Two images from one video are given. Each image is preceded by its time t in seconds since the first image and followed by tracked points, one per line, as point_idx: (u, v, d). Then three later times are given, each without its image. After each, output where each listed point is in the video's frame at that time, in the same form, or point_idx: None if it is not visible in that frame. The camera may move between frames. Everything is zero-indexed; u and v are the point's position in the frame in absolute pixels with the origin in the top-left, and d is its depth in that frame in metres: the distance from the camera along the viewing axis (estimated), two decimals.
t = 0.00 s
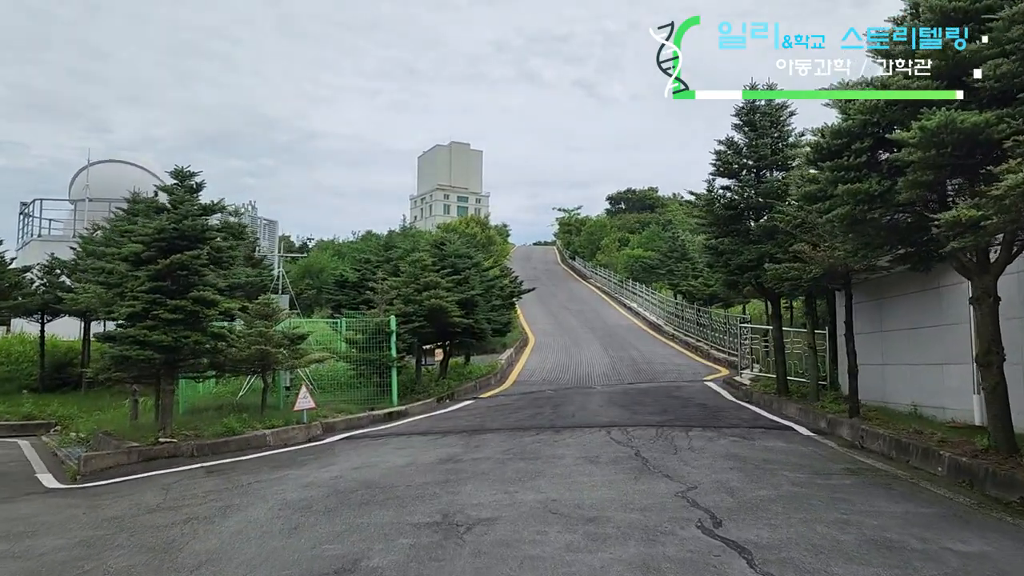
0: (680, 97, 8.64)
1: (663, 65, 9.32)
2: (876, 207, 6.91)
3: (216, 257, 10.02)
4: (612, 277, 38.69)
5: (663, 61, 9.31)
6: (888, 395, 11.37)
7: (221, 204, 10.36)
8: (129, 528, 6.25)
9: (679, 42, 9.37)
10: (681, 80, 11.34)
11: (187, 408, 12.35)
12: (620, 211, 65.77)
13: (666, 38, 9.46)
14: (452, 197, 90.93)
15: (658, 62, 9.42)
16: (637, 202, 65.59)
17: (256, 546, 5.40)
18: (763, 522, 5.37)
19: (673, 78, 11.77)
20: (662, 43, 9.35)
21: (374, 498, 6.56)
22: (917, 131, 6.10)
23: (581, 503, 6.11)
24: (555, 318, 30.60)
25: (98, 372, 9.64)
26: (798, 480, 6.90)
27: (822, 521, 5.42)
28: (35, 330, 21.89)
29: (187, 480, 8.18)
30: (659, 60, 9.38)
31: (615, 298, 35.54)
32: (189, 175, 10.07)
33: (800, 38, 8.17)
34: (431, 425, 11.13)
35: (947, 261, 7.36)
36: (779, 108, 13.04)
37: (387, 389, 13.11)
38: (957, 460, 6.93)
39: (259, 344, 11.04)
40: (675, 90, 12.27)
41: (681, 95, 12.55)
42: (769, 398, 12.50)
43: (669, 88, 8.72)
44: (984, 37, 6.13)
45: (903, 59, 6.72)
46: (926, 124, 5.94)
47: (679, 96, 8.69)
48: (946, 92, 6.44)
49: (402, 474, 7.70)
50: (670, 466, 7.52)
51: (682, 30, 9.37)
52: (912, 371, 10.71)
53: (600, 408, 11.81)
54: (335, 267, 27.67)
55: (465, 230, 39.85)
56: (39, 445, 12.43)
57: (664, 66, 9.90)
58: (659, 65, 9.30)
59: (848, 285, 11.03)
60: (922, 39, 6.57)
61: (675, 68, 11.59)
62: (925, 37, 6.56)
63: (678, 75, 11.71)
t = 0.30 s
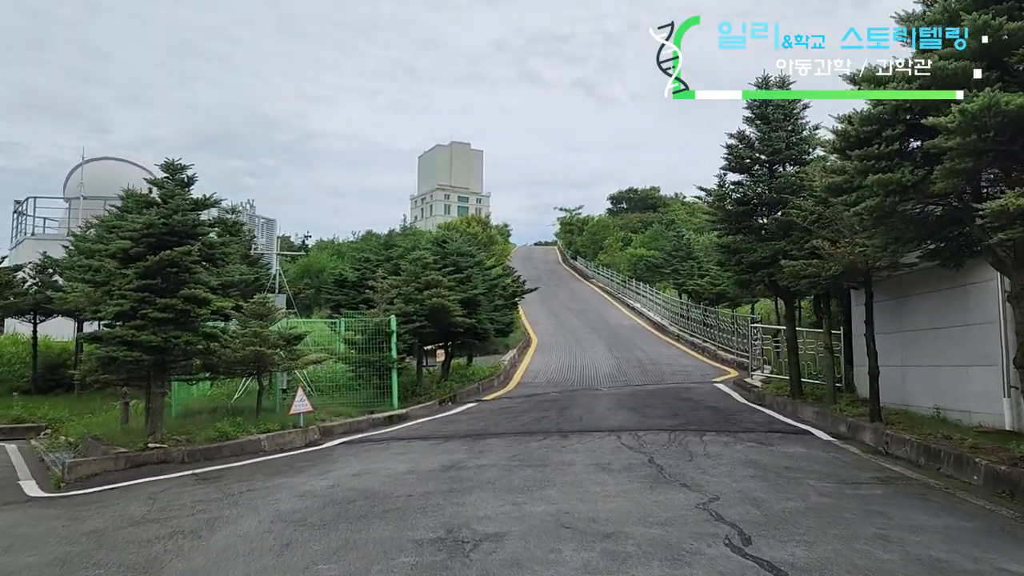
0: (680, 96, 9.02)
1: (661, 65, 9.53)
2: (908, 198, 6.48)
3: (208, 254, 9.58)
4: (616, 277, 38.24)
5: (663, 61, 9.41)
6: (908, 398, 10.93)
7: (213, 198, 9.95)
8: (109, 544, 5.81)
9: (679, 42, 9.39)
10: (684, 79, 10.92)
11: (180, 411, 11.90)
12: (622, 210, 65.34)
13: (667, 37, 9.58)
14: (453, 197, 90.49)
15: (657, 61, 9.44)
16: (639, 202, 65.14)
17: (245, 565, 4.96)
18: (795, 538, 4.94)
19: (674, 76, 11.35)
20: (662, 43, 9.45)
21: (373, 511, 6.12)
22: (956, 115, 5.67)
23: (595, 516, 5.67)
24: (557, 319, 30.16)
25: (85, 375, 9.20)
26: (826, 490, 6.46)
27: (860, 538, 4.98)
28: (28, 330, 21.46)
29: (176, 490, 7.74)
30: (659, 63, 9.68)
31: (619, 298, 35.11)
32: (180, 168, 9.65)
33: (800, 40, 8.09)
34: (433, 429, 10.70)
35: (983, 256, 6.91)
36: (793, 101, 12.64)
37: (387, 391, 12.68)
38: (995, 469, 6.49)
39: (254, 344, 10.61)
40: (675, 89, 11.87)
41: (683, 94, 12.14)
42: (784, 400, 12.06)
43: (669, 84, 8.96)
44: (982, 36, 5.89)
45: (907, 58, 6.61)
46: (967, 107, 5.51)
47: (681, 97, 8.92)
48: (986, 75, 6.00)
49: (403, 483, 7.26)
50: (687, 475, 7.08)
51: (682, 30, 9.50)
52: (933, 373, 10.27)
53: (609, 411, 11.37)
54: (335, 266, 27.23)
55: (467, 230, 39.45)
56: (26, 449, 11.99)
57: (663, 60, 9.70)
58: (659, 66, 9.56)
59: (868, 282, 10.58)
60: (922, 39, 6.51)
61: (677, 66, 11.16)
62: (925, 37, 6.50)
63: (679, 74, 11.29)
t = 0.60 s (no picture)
0: (681, 96, 8.82)
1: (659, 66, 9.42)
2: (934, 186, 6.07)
3: (193, 249, 9.16)
4: (618, 277, 37.84)
5: (663, 61, 9.31)
6: (924, 399, 10.51)
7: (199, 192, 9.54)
8: (78, 557, 5.40)
9: (679, 41, 9.29)
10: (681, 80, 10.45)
11: (168, 413, 11.51)
12: (624, 210, 64.93)
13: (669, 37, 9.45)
14: (453, 198, 90.10)
15: (658, 61, 9.34)
16: (640, 201, 64.73)
17: None
18: (818, 553, 4.54)
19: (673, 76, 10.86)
20: (662, 43, 9.35)
21: (362, 522, 5.72)
22: (987, 96, 5.26)
23: (599, 527, 5.27)
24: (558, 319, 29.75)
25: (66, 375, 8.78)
26: (845, 498, 6.05)
27: (888, 552, 4.58)
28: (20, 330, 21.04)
29: (157, 496, 7.33)
30: (658, 62, 9.44)
31: (621, 298, 34.70)
32: (165, 160, 9.26)
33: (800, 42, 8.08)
34: (430, 432, 10.29)
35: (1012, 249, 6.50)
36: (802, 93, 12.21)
37: (383, 393, 12.27)
38: None
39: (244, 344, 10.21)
40: (675, 89, 11.48)
41: (683, 94, 11.76)
42: (794, 402, 11.64)
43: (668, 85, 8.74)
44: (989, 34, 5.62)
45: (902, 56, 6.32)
46: (999, 87, 5.10)
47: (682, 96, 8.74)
48: (1019, 53, 5.59)
49: (395, 490, 6.86)
50: (696, 481, 6.67)
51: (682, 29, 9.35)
52: (950, 373, 9.85)
53: (612, 413, 10.96)
54: (332, 265, 26.82)
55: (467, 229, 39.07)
56: (9, 452, 11.60)
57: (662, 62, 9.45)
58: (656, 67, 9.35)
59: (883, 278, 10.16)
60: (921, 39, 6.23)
61: (675, 66, 10.63)
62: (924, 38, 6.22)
63: (678, 74, 10.84)
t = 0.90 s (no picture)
0: (680, 96, 8.75)
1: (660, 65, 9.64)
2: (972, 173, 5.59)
3: (178, 243, 8.69)
4: (621, 276, 37.38)
5: (663, 61, 9.61)
6: (945, 402, 10.03)
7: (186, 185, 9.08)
8: None
9: (679, 42, 9.62)
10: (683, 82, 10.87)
11: (156, 415, 11.05)
12: (626, 209, 64.47)
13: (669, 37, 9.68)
14: (455, 197, 89.66)
15: (658, 62, 9.64)
16: (643, 200, 64.26)
17: None
18: None
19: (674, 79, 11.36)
20: (662, 43, 9.65)
21: (352, 537, 5.26)
22: None
23: (612, 544, 4.81)
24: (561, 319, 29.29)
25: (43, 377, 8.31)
26: (875, 510, 5.59)
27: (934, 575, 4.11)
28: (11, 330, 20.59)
29: (135, 506, 6.86)
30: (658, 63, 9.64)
31: (624, 297, 34.26)
32: (149, 151, 8.80)
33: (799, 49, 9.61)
34: (428, 436, 9.83)
35: None
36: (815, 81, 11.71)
37: (380, 394, 11.82)
38: None
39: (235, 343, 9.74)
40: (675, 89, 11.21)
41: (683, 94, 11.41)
42: (808, 404, 11.16)
43: (667, 84, 8.86)
44: (982, 36, 5.45)
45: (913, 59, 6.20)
46: None
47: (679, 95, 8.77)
48: None
49: (390, 500, 6.39)
50: (713, 491, 6.21)
51: (682, 30, 9.62)
52: (974, 374, 9.35)
53: (618, 416, 10.50)
54: (331, 264, 26.37)
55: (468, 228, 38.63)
56: None
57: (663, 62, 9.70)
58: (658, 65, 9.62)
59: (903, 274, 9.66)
60: (921, 39, 6.18)
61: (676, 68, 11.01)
62: (925, 37, 6.17)
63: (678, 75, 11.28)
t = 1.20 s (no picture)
0: (680, 96, 9.41)
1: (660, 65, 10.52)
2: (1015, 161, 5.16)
3: (167, 239, 8.27)
4: (626, 275, 36.94)
5: (663, 61, 10.46)
6: (969, 406, 9.58)
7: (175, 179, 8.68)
8: None
9: (679, 42, 10.36)
10: (682, 80, 11.65)
11: (147, 419, 10.66)
12: (630, 208, 64.02)
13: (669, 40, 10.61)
14: (458, 196, 89.23)
15: (659, 62, 10.49)
16: (647, 199, 63.78)
17: None
18: None
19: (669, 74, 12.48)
20: (663, 46, 10.47)
21: (343, 556, 4.86)
22: None
23: (625, 565, 4.40)
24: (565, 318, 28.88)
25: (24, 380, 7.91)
26: (909, 527, 5.16)
27: None
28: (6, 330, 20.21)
29: (116, 519, 6.46)
30: (659, 63, 10.53)
31: (629, 296, 33.82)
32: (137, 143, 8.41)
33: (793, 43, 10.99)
34: (429, 441, 9.42)
35: None
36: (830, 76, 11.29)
37: (380, 397, 11.41)
38: None
39: (226, 344, 9.36)
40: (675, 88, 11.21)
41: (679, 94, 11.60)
42: (824, 408, 10.72)
43: (669, 84, 9.84)
44: None
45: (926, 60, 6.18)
46: None
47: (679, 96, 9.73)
48: None
49: (385, 514, 5.98)
50: (732, 504, 5.79)
51: (681, 31, 10.49)
52: (1000, 377, 8.90)
53: (627, 420, 10.08)
54: (332, 262, 25.95)
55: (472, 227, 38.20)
56: None
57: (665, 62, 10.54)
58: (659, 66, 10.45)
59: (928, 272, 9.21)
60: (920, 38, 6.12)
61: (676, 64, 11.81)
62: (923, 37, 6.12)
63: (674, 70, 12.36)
